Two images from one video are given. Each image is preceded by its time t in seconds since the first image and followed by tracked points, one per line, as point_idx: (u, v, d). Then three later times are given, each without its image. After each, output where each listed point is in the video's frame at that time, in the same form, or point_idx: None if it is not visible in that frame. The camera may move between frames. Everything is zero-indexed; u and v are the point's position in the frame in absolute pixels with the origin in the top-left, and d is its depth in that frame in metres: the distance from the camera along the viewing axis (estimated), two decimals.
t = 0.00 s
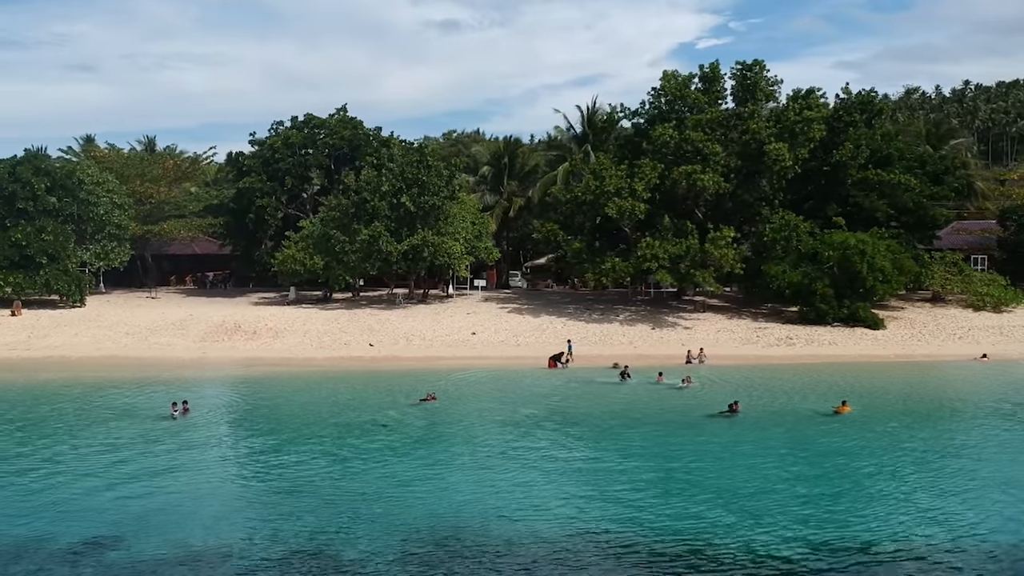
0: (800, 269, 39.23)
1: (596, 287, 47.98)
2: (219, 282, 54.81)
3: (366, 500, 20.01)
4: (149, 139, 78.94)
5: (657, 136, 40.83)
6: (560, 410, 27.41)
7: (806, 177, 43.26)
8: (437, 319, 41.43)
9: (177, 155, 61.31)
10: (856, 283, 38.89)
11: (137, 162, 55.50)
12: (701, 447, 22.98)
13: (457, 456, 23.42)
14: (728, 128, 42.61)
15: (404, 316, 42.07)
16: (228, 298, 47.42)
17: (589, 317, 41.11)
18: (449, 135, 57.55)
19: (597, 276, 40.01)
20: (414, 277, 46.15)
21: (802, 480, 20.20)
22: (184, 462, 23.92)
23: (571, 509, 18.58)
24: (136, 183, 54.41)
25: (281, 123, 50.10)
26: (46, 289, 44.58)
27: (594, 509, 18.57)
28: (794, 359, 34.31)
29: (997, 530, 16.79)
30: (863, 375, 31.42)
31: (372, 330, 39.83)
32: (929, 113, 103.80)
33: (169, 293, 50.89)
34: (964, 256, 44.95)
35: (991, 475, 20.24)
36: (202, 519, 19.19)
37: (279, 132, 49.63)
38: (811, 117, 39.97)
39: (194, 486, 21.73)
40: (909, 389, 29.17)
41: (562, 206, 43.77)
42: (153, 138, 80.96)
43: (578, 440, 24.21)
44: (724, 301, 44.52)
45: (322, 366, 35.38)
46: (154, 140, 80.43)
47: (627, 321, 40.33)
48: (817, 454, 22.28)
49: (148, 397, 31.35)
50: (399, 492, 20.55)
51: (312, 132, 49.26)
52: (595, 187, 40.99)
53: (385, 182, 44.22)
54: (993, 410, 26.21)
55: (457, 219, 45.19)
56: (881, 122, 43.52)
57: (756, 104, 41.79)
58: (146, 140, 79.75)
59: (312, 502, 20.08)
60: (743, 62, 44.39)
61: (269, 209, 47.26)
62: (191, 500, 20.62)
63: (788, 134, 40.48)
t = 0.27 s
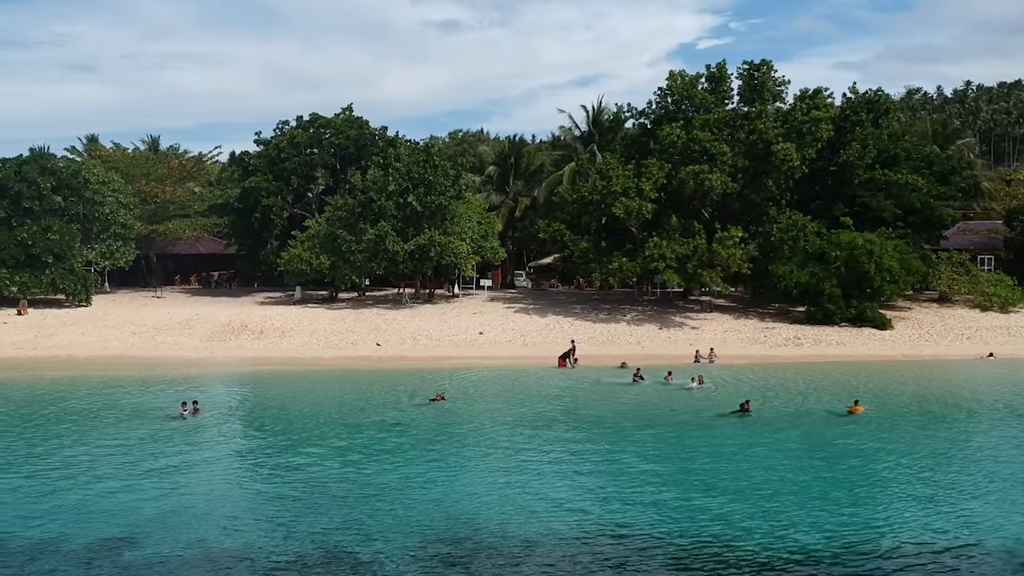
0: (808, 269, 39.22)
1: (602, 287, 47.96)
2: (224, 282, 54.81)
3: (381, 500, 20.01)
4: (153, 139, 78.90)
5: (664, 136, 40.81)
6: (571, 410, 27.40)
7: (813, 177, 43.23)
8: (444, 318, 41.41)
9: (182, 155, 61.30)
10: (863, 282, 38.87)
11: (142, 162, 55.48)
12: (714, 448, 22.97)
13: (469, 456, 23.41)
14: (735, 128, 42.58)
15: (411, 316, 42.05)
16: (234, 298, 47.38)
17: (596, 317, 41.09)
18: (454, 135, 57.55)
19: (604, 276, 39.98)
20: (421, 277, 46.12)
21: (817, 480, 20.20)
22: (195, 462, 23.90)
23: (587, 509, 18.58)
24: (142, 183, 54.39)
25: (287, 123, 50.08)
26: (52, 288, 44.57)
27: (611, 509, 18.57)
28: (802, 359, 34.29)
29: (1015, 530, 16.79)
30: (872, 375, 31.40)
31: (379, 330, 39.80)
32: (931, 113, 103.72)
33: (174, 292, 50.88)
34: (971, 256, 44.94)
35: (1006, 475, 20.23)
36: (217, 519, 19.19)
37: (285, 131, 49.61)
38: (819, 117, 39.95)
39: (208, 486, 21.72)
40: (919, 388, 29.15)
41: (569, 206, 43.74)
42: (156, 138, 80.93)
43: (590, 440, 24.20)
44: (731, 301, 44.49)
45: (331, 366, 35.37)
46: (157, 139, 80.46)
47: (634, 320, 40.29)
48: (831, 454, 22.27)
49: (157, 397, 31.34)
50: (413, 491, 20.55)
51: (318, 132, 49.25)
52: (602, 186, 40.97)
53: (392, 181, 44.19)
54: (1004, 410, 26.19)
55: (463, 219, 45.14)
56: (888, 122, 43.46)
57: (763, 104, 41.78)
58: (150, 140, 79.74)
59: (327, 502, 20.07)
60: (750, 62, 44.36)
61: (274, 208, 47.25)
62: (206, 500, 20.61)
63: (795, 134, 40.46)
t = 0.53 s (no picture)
0: (815, 269, 39.16)
1: (608, 287, 47.91)
2: (229, 282, 54.81)
3: (395, 499, 20.00)
4: (156, 139, 78.73)
5: (672, 135, 40.77)
6: (581, 410, 27.37)
7: (820, 177, 43.17)
8: (451, 318, 41.37)
9: (187, 155, 61.29)
10: (871, 282, 38.80)
11: (148, 161, 55.49)
12: (726, 448, 22.93)
13: (481, 455, 23.36)
14: (743, 127, 42.54)
15: (417, 315, 41.99)
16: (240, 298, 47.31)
17: (603, 316, 41.02)
18: (460, 135, 57.53)
19: (612, 276, 39.93)
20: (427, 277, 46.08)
21: (831, 479, 20.19)
22: (206, 461, 23.89)
23: (602, 510, 18.59)
24: (147, 182, 54.38)
25: (293, 122, 50.06)
26: (58, 287, 44.57)
27: (626, 510, 18.54)
28: (811, 359, 34.25)
29: None
30: (882, 374, 31.36)
31: (386, 329, 39.76)
32: (934, 114, 103.59)
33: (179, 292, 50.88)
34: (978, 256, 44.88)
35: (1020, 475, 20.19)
36: (231, 518, 19.18)
37: (291, 131, 49.60)
38: (827, 116, 39.91)
39: (220, 485, 21.71)
40: (929, 388, 29.11)
41: (576, 206, 43.71)
42: (160, 138, 80.98)
43: (602, 439, 24.17)
44: (737, 301, 44.41)
45: (338, 365, 35.32)
46: (161, 139, 80.55)
47: (642, 320, 40.22)
48: (844, 454, 22.23)
49: (165, 396, 31.33)
50: (427, 491, 20.53)
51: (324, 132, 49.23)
52: (610, 186, 40.93)
53: (399, 180, 44.15)
54: (1016, 410, 26.12)
55: (469, 219, 45.08)
56: (895, 121, 43.39)
57: (770, 103, 41.75)
58: (154, 140, 79.73)
59: (341, 500, 20.07)
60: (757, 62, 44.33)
61: (280, 207, 47.23)
62: (219, 499, 20.60)
63: (803, 134, 40.41)
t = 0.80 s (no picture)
0: (823, 269, 39.14)
1: (614, 287, 47.89)
2: (234, 282, 54.79)
3: (409, 499, 20.02)
4: (159, 139, 78.64)
5: (679, 135, 40.75)
6: (591, 410, 27.35)
7: (827, 177, 43.14)
8: (458, 318, 41.34)
9: (191, 155, 61.27)
10: (879, 282, 38.77)
11: (152, 161, 55.49)
12: (739, 449, 22.94)
13: (493, 456, 23.35)
14: (750, 127, 42.52)
15: (424, 315, 41.97)
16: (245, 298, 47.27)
17: (610, 316, 40.98)
18: (465, 134, 57.52)
19: (619, 276, 39.89)
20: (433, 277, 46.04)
21: (846, 480, 20.22)
22: (218, 462, 23.89)
23: (619, 511, 18.62)
24: (152, 182, 54.37)
25: (298, 122, 50.03)
26: (64, 287, 44.54)
27: (642, 511, 18.56)
28: (820, 359, 34.23)
29: None
30: (891, 374, 31.34)
31: (393, 329, 39.72)
32: (936, 113, 103.50)
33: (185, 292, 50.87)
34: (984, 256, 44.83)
35: None
36: (246, 519, 19.19)
37: (297, 131, 49.58)
38: (834, 116, 39.90)
39: (233, 485, 21.70)
40: (939, 388, 29.11)
41: (582, 206, 43.68)
42: (164, 138, 80.94)
43: (613, 440, 24.15)
44: (744, 301, 44.38)
45: (346, 365, 35.31)
46: (164, 139, 80.53)
47: (649, 320, 40.17)
48: (857, 454, 22.22)
49: (174, 396, 31.31)
50: (441, 492, 20.52)
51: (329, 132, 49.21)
52: (617, 186, 40.91)
53: (405, 180, 44.13)
54: None
55: (476, 218, 45.02)
56: (902, 121, 43.33)
57: (777, 103, 41.73)
58: (157, 140, 79.67)
59: (356, 501, 20.09)
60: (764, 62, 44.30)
61: (286, 207, 47.21)
62: (233, 499, 20.61)
63: (810, 134, 40.38)
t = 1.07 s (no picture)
0: (830, 269, 39.11)
1: (620, 287, 47.86)
2: (239, 281, 54.77)
3: (425, 500, 20.02)
4: (163, 138, 78.62)
5: (686, 135, 40.72)
6: (601, 410, 27.35)
7: (834, 177, 43.10)
8: (465, 318, 41.27)
9: (195, 155, 61.24)
10: (886, 282, 38.75)
11: (157, 161, 55.46)
12: (753, 450, 22.95)
13: (505, 457, 23.32)
14: (757, 128, 42.52)
15: (431, 315, 41.93)
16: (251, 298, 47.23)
17: (617, 317, 40.95)
18: (469, 134, 57.52)
19: (626, 276, 39.86)
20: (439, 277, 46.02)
21: (861, 482, 20.23)
22: (230, 462, 23.89)
23: (635, 513, 18.63)
24: (156, 182, 54.35)
25: (303, 122, 49.99)
26: (70, 287, 44.51)
27: (660, 513, 18.57)
28: (828, 359, 34.22)
29: None
30: (900, 374, 31.34)
31: (400, 329, 39.69)
32: (939, 112, 103.31)
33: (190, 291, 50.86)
34: (991, 257, 44.80)
35: None
36: (261, 519, 19.23)
37: (302, 130, 49.56)
38: (842, 117, 39.87)
39: (247, 486, 21.73)
40: (949, 388, 29.11)
41: (589, 205, 43.64)
42: (167, 138, 80.92)
43: (625, 440, 24.18)
44: (750, 301, 44.34)
45: (354, 366, 35.29)
46: (168, 139, 80.49)
47: (656, 320, 40.16)
48: (869, 455, 22.24)
49: (182, 396, 31.29)
50: (454, 493, 20.54)
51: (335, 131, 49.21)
52: (624, 186, 40.88)
53: (411, 180, 44.11)
54: None
55: (482, 218, 44.96)
56: (909, 121, 43.28)
57: (784, 103, 41.70)
58: (160, 140, 79.63)
59: (371, 502, 20.10)
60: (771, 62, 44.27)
61: (292, 207, 47.19)
62: (247, 500, 20.62)
63: (818, 134, 40.35)
